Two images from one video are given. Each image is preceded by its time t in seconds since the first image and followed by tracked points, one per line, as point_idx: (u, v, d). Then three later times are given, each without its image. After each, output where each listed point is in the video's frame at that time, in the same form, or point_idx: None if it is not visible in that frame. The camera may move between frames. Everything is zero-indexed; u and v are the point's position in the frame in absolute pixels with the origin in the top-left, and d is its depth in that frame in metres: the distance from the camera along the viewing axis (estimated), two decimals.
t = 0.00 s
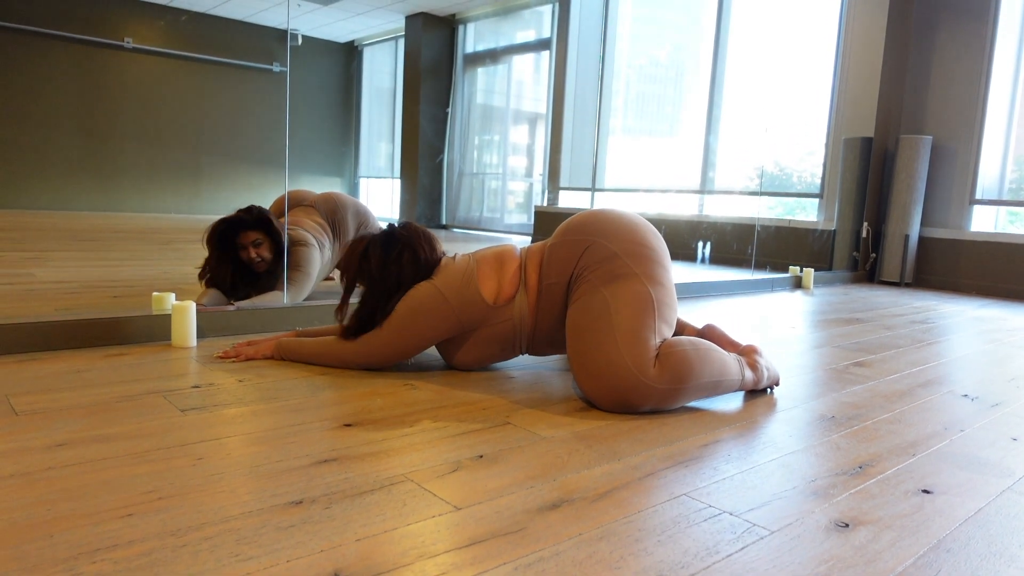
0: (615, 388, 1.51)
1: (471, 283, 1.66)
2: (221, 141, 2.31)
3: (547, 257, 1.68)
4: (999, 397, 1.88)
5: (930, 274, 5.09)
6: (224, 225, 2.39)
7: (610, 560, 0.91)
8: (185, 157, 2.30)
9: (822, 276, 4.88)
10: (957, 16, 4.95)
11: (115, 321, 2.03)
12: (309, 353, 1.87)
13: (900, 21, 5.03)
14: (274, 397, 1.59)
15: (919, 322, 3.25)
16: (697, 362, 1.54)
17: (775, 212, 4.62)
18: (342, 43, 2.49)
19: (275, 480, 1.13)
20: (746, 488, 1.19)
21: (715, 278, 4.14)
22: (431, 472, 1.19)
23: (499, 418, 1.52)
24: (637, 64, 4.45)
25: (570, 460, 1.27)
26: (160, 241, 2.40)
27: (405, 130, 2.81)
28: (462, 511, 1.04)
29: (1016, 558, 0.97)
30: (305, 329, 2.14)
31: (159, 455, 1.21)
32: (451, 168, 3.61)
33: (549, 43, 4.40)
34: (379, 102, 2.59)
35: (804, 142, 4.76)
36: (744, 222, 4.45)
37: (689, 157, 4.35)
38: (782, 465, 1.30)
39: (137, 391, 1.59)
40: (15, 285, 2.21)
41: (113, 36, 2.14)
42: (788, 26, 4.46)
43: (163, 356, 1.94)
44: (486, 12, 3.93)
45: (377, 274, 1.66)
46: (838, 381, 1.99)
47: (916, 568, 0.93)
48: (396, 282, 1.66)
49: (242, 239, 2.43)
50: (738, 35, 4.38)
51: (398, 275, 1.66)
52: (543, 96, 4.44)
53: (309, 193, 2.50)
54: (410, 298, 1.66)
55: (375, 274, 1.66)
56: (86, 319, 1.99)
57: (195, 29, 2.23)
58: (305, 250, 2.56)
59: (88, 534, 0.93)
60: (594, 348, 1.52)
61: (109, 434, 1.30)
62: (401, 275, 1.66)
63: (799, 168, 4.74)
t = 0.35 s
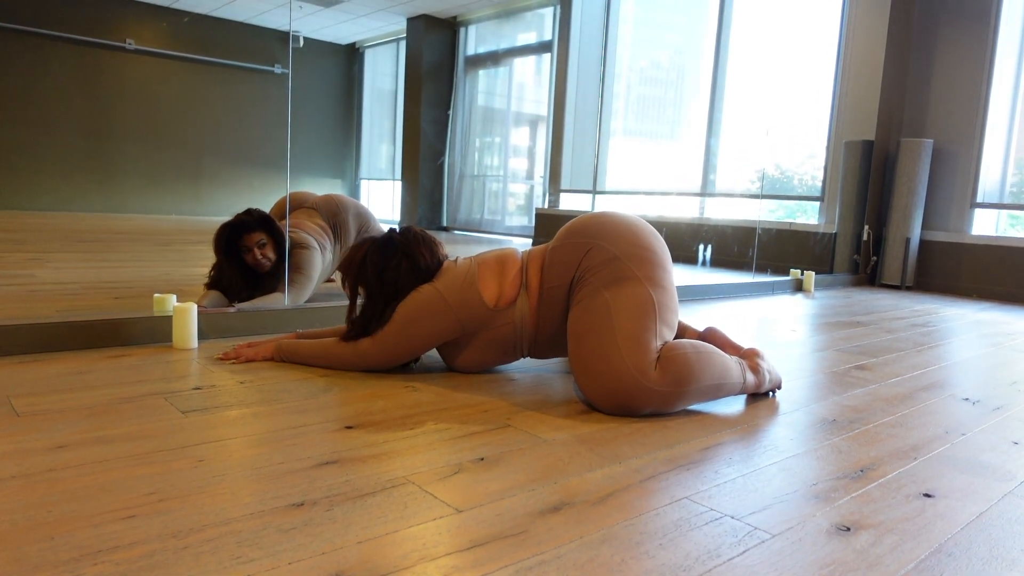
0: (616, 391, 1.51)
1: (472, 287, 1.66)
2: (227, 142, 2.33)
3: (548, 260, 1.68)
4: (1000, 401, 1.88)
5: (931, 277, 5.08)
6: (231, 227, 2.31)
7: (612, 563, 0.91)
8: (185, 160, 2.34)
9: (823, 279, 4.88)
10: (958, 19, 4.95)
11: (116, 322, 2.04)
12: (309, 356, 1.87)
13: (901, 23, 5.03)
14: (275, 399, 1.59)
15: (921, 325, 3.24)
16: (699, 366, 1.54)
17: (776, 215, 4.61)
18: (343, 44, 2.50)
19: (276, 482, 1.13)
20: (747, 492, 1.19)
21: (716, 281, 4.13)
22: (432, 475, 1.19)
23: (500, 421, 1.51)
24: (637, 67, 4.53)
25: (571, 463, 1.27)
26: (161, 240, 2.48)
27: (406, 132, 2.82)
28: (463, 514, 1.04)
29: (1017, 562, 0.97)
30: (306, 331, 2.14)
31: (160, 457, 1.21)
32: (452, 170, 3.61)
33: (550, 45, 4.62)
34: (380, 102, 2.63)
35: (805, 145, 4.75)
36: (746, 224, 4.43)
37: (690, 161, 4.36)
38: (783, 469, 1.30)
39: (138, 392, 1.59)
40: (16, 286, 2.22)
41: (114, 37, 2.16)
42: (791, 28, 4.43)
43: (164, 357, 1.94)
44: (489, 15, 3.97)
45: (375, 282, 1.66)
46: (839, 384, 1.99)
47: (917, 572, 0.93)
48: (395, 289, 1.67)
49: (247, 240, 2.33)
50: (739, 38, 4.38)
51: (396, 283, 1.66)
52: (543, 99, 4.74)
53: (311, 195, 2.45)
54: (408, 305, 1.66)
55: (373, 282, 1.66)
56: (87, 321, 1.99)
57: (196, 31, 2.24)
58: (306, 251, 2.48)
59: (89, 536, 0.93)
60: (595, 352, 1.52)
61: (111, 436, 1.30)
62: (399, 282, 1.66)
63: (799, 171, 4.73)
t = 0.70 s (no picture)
0: (619, 393, 1.51)
1: (475, 289, 1.66)
2: (228, 145, 2.35)
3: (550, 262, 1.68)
4: (1005, 402, 1.87)
5: (934, 278, 5.07)
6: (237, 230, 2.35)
7: (616, 565, 0.91)
8: (187, 162, 2.33)
9: (826, 280, 4.88)
10: (961, 19, 4.94)
11: (120, 324, 2.04)
12: (312, 357, 1.87)
13: (903, 24, 5.03)
14: (278, 400, 1.59)
15: (924, 325, 3.24)
16: (703, 366, 1.54)
17: (778, 216, 4.61)
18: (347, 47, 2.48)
19: (280, 483, 1.13)
20: (751, 493, 1.18)
21: (719, 282, 4.13)
22: (436, 476, 1.19)
23: (503, 422, 1.51)
24: (639, 68, 4.49)
25: (575, 464, 1.27)
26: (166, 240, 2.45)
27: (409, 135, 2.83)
28: (467, 515, 1.04)
29: (1023, 563, 0.97)
30: (309, 332, 2.15)
31: (164, 458, 1.21)
32: (455, 173, 3.61)
33: (551, 47, 4.38)
34: (382, 104, 2.55)
35: (807, 145, 4.75)
36: (748, 225, 4.44)
37: (692, 163, 4.37)
38: (787, 469, 1.30)
39: (142, 394, 1.59)
40: (20, 289, 2.22)
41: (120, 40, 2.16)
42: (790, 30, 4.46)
43: (167, 359, 1.94)
44: (491, 17, 3.83)
45: (373, 288, 1.67)
46: (842, 385, 1.98)
47: (922, 573, 0.93)
48: (393, 295, 1.67)
49: (252, 244, 2.37)
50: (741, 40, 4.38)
51: (394, 288, 1.67)
52: (546, 101, 4.51)
53: (314, 197, 2.47)
54: (410, 308, 1.66)
55: (372, 288, 1.67)
56: (91, 323, 2.00)
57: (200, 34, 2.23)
58: (310, 255, 2.51)
59: (93, 537, 0.93)
60: (598, 353, 1.52)
61: (114, 437, 1.31)
62: (398, 287, 1.67)
63: (802, 172, 4.72)
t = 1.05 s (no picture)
0: (618, 392, 1.51)
1: (473, 289, 1.66)
2: (227, 141, 2.32)
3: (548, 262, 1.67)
4: (1004, 399, 1.88)
5: (934, 275, 5.07)
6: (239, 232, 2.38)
7: (615, 563, 0.91)
8: (187, 163, 2.31)
9: (826, 278, 4.88)
10: (961, 17, 4.93)
11: (119, 323, 2.04)
12: (311, 355, 1.87)
13: (903, 23, 5.03)
14: (278, 399, 1.59)
15: (923, 324, 3.24)
16: (701, 364, 1.54)
17: (778, 215, 4.62)
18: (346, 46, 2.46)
19: (280, 482, 1.13)
20: (751, 491, 1.18)
21: (718, 280, 4.14)
22: (435, 474, 1.19)
23: (503, 420, 1.51)
24: (639, 67, 4.49)
25: (575, 463, 1.27)
26: (165, 241, 2.42)
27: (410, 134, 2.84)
28: (467, 514, 1.04)
29: (1023, 561, 0.97)
30: (308, 331, 2.15)
31: (163, 457, 1.21)
32: (454, 172, 3.61)
33: (551, 45, 4.20)
34: (382, 103, 2.57)
35: (807, 144, 4.74)
36: (748, 224, 4.45)
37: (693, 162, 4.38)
38: (787, 467, 1.30)
39: (141, 393, 1.59)
40: (20, 288, 2.22)
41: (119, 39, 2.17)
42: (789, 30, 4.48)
43: (166, 358, 1.94)
44: (492, 14, 3.77)
45: (368, 290, 1.67)
46: (842, 383, 1.99)
47: (922, 571, 0.92)
48: (389, 296, 1.67)
49: (255, 245, 2.40)
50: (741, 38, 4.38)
51: (389, 290, 1.66)
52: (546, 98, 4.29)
53: (314, 197, 2.47)
54: (406, 308, 1.66)
55: (367, 290, 1.67)
56: (91, 322, 1.99)
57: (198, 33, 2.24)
58: (310, 255, 2.53)
59: (92, 536, 0.93)
60: (597, 352, 1.52)
61: (114, 437, 1.30)
62: (394, 288, 1.67)
63: (801, 170, 4.72)
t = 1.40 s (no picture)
0: (618, 392, 1.51)
1: (472, 289, 1.66)
2: (226, 141, 2.35)
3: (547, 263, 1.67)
4: (1003, 398, 1.88)
5: (933, 274, 5.08)
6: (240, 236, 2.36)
7: (615, 563, 0.91)
8: (186, 162, 2.34)
9: (825, 277, 4.89)
10: (960, 16, 4.93)
11: (119, 324, 2.04)
12: (310, 355, 1.87)
13: (902, 22, 5.02)
14: (278, 400, 1.59)
15: (922, 322, 3.25)
16: (701, 364, 1.54)
17: (778, 214, 4.62)
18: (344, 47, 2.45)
19: (281, 483, 1.13)
20: (751, 490, 1.18)
21: (718, 280, 4.13)
22: (435, 475, 1.19)
23: (503, 420, 1.51)
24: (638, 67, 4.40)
25: (574, 463, 1.27)
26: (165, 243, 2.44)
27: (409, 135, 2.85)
28: (467, 514, 1.04)
29: (1023, 559, 0.97)
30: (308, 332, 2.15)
31: (164, 458, 1.21)
32: (453, 172, 3.62)
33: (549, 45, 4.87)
34: (381, 107, 2.55)
35: (807, 145, 4.74)
36: (748, 224, 4.46)
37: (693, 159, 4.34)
38: (787, 467, 1.30)
39: (142, 394, 1.59)
40: (21, 289, 2.22)
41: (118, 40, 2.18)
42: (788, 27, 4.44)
43: (166, 360, 1.94)
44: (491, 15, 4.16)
45: (367, 293, 1.66)
46: (842, 382, 1.99)
47: (921, 570, 0.93)
48: (389, 298, 1.67)
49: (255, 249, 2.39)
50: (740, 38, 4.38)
51: (387, 292, 1.66)
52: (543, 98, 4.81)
53: (314, 198, 2.46)
54: (406, 308, 1.66)
55: (365, 293, 1.67)
56: (91, 323, 1.99)
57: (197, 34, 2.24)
58: (309, 256, 2.50)
59: (93, 537, 0.93)
60: (597, 353, 1.52)
61: (114, 437, 1.31)
62: (392, 290, 1.67)
63: (801, 170, 4.71)
